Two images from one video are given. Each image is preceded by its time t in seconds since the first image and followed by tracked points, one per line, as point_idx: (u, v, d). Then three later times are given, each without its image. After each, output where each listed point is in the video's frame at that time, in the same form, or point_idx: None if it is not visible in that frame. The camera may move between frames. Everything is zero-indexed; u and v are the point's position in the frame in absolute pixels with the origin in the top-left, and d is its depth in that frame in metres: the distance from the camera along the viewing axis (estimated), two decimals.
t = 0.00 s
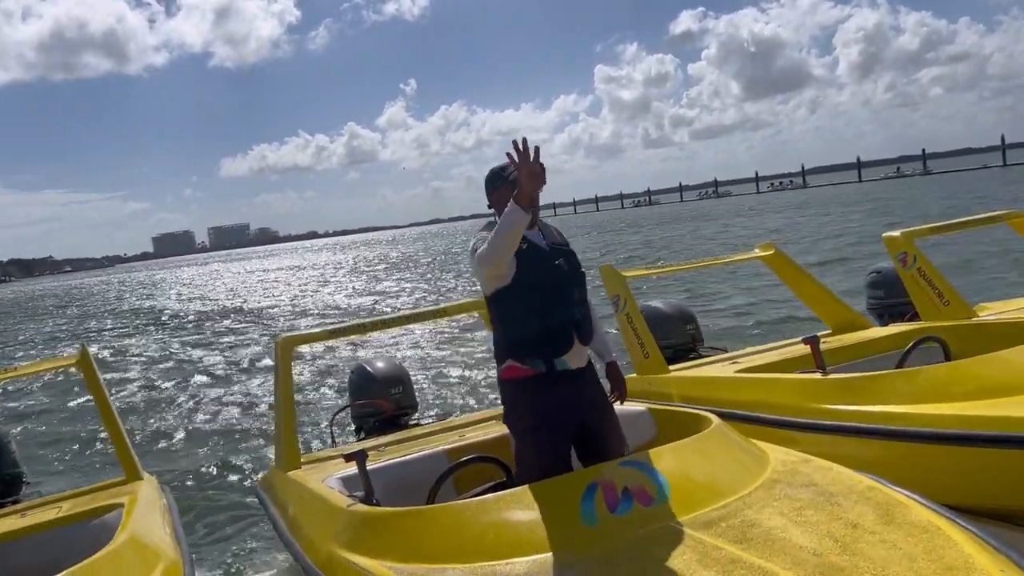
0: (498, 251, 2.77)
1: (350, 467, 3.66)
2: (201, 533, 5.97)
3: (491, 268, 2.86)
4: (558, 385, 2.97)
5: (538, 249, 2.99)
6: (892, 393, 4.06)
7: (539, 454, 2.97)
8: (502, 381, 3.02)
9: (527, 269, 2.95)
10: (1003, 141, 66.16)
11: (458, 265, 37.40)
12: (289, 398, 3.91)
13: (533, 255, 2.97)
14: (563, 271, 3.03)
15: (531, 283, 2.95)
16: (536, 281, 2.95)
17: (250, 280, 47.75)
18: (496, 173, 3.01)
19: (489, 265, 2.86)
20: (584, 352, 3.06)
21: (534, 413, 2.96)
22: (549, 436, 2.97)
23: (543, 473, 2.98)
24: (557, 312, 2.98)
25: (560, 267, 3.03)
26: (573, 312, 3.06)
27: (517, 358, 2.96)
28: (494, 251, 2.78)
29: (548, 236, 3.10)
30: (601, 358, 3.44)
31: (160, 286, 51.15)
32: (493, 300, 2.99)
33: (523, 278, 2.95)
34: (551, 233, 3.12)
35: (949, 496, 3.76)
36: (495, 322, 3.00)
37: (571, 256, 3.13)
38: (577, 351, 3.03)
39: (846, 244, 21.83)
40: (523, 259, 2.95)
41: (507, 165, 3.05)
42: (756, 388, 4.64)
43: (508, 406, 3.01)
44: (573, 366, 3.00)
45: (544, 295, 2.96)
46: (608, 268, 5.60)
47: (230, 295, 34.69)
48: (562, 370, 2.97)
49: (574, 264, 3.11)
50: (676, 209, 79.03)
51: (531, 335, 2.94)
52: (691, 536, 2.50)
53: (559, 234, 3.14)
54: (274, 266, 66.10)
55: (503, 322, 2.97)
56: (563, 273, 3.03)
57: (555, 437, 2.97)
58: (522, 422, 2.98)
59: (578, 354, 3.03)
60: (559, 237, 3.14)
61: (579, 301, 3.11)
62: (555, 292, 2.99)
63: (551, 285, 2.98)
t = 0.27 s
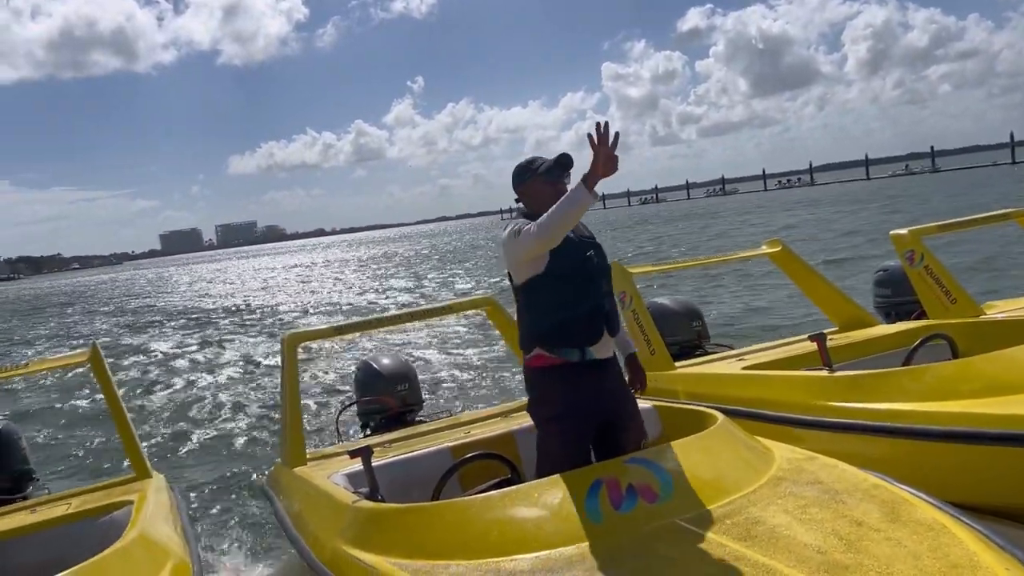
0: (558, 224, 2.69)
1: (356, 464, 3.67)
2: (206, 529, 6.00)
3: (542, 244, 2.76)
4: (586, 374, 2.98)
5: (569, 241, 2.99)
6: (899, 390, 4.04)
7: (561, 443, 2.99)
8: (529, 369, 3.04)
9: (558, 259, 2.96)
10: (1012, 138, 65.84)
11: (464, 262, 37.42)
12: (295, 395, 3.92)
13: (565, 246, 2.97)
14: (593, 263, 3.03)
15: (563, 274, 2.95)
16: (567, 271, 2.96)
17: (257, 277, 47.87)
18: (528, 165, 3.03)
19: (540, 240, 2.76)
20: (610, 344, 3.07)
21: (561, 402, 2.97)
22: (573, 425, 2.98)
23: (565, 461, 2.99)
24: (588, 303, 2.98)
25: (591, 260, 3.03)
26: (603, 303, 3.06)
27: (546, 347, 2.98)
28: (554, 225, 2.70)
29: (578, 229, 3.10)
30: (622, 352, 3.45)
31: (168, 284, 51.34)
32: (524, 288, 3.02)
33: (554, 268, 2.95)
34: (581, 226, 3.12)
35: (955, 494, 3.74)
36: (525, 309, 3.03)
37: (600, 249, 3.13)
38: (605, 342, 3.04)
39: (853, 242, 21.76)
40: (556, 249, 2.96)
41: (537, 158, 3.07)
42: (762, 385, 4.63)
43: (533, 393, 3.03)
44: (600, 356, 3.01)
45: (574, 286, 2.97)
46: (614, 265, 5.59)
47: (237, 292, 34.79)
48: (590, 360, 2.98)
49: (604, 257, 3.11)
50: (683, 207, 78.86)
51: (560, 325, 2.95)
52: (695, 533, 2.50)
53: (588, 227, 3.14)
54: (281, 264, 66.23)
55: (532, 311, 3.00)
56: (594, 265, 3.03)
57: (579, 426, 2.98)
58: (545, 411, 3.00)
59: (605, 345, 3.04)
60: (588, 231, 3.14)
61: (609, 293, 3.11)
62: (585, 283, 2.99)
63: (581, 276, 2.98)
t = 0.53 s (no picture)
0: (581, 214, 2.69)
1: (354, 461, 3.67)
2: (204, 526, 6.01)
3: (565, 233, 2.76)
4: (596, 366, 2.99)
5: (585, 234, 3.00)
6: (897, 387, 4.05)
7: (569, 435, 3.01)
8: (541, 359, 3.08)
9: (573, 252, 2.96)
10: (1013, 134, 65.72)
11: (463, 259, 37.41)
12: (294, 392, 3.92)
13: (580, 239, 2.98)
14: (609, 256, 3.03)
15: (578, 267, 2.97)
16: (581, 265, 2.97)
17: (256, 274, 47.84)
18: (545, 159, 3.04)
19: (561, 229, 2.77)
20: (624, 337, 3.07)
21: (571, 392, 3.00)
22: (582, 416, 3.00)
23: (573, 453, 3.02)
24: (602, 295, 2.99)
25: (607, 254, 3.03)
26: (618, 297, 3.05)
27: (559, 338, 3.00)
28: (576, 214, 2.70)
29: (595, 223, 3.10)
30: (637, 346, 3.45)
31: (167, 281, 51.32)
32: (540, 279, 3.04)
33: (570, 261, 2.96)
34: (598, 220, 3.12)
35: (953, 491, 3.75)
36: (540, 301, 3.05)
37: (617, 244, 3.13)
38: (618, 335, 3.05)
39: (852, 239, 21.75)
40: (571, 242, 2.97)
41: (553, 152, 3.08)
42: (761, 382, 4.63)
43: (543, 383, 3.08)
44: (612, 349, 3.02)
45: (589, 279, 2.98)
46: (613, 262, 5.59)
47: (236, 290, 34.77)
48: (602, 352, 2.99)
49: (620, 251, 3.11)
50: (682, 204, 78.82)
51: (572, 317, 2.96)
52: (692, 530, 2.50)
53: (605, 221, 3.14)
54: (281, 261, 66.20)
55: (545, 302, 3.03)
56: (609, 259, 3.03)
57: (588, 418, 2.99)
58: (553, 401, 3.05)
59: (618, 338, 3.04)
60: (605, 225, 3.14)
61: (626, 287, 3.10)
62: (599, 276, 3.00)
63: (596, 270, 2.99)
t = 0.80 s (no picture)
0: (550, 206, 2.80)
1: (349, 460, 3.67)
2: (196, 525, 5.99)
3: (537, 231, 2.89)
4: (588, 364, 3.00)
5: (584, 232, 3.00)
6: (890, 385, 4.06)
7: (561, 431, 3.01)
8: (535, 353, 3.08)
9: (571, 250, 2.96)
10: (1006, 130, 65.88)
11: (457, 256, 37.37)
12: (288, 391, 3.91)
13: (578, 236, 2.98)
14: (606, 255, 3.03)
15: (575, 264, 2.97)
16: (578, 262, 2.97)
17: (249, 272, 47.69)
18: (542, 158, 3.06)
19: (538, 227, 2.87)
20: (617, 337, 3.07)
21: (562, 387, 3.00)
22: (574, 412, 2.99)
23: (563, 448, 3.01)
24: (596, 294, 2.99)
25: (604, 252, 3.03)
26: (612, 296, 3.06)
27: (552, 335, 3.00)
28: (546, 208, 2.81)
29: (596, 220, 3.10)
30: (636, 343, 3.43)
31: (160, 279, 51.12)
32: (535, 274, 3.04)
33: (566, 258, 2.97)
34: (600, 217, 3.12)
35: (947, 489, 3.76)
36: (535, 295, 3.06)
37: (617, 242, 3.13)
38: (611, 334, 3.05)
39: (845, 236, 21.80)
40: (567, 239, 2.97)
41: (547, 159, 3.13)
42: (754, 380, 4.64)
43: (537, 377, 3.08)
44: (604, 348, 3.02)
45: (585, 277, 2.98)
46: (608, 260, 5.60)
47: (230, 287, 34.66)
48: (593, 352, 3.00)
49: (618, 249, 3.11)
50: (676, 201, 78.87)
51: (566, 315, 2.96)
52: (687, 529, 2.51)
53: (607, 218, 3.13)
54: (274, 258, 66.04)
55: (541, 297, 3.03)
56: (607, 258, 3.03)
57: (580, 414, 3.00)
58: (547, 393, 3.04)
59: (611, 337, 3.04)
60: (607, 222, 3.13)
61: (622, 287, 3.10)
62: (596, 275, 3.00)
63: (592, 268, 2.99)
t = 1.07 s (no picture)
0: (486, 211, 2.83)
1: (339, 457, 3.66)
2: (185, 523, 5.97)
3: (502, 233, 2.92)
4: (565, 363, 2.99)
5: (559, 231, 2.96)
6: (879, 382, 4.08)
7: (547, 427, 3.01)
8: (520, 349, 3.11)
9: (543, 251, 2.93)
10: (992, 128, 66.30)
11: (447, 253, 37.32)
12: (279, 388, 3.90)
13: (551, 236, 2.95)
14: (582, 255, 2.97)
15: (547, 265, 2.93)
16: (550, 263, 2.93)
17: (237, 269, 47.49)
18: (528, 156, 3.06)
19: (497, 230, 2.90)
20: (596, 338, 3.01)
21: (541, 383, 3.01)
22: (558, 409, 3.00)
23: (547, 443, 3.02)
24: (569, 296, 2.94)
25: (581, 252, 2.97)
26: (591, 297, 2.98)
27: (527, 335, 3.01)
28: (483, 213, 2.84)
29: (579, 218, 3.03)
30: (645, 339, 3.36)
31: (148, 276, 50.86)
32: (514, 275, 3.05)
33: (538, 259, 2.94)
34: (585, 215, 3.04)
35: (936, 486, 3.78)
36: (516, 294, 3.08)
37: (602, 240, 3.05)
38: (591, 335, 3.00)
39: (833, 233, 21.89)
40: (540, 241, 2.94)
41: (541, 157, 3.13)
42: (743, 377, 4.66)
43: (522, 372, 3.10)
44: (581, 348, 2.99)
45: (557, 278, 2.93)
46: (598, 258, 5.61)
47: (218, 284, 34.50)
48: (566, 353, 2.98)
49: (601, 248, 3.03)
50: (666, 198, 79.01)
51: (537, 317, 2.96)
52: (679, 526, 2.51)
53: (594, 215, 3.05)
54: (263, 255, 65.81)
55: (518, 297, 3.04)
56: (583, 258, 2.97)
57: (564, 410, 3.00)
58: (534, 388, 3.02)
59: (590, 338, 3.00)
60: (593, 219, 3.05)
61: (604, 288, 3.01)
62: (571, 276, 2.95)
63: (566, 269, 2.94)
